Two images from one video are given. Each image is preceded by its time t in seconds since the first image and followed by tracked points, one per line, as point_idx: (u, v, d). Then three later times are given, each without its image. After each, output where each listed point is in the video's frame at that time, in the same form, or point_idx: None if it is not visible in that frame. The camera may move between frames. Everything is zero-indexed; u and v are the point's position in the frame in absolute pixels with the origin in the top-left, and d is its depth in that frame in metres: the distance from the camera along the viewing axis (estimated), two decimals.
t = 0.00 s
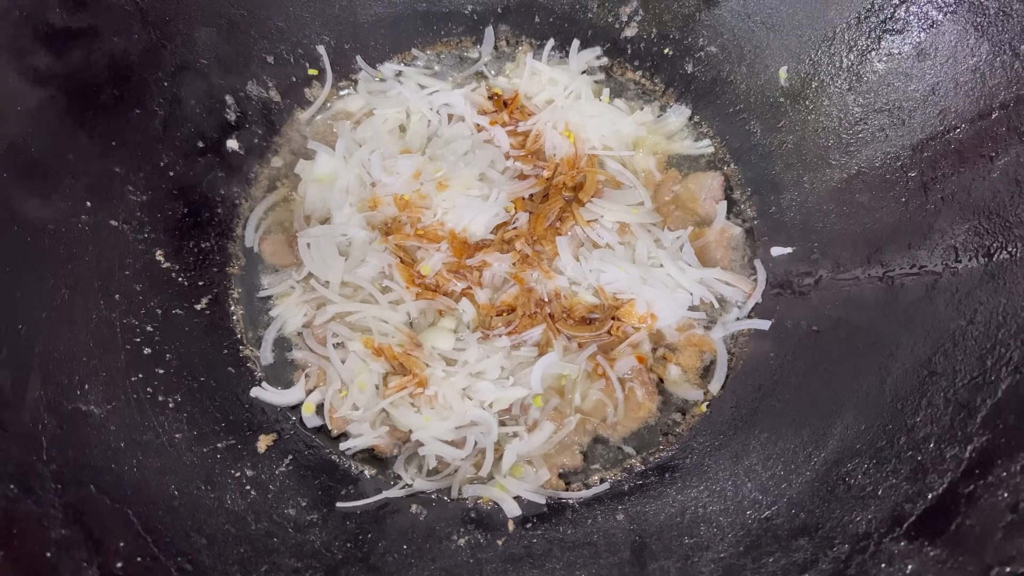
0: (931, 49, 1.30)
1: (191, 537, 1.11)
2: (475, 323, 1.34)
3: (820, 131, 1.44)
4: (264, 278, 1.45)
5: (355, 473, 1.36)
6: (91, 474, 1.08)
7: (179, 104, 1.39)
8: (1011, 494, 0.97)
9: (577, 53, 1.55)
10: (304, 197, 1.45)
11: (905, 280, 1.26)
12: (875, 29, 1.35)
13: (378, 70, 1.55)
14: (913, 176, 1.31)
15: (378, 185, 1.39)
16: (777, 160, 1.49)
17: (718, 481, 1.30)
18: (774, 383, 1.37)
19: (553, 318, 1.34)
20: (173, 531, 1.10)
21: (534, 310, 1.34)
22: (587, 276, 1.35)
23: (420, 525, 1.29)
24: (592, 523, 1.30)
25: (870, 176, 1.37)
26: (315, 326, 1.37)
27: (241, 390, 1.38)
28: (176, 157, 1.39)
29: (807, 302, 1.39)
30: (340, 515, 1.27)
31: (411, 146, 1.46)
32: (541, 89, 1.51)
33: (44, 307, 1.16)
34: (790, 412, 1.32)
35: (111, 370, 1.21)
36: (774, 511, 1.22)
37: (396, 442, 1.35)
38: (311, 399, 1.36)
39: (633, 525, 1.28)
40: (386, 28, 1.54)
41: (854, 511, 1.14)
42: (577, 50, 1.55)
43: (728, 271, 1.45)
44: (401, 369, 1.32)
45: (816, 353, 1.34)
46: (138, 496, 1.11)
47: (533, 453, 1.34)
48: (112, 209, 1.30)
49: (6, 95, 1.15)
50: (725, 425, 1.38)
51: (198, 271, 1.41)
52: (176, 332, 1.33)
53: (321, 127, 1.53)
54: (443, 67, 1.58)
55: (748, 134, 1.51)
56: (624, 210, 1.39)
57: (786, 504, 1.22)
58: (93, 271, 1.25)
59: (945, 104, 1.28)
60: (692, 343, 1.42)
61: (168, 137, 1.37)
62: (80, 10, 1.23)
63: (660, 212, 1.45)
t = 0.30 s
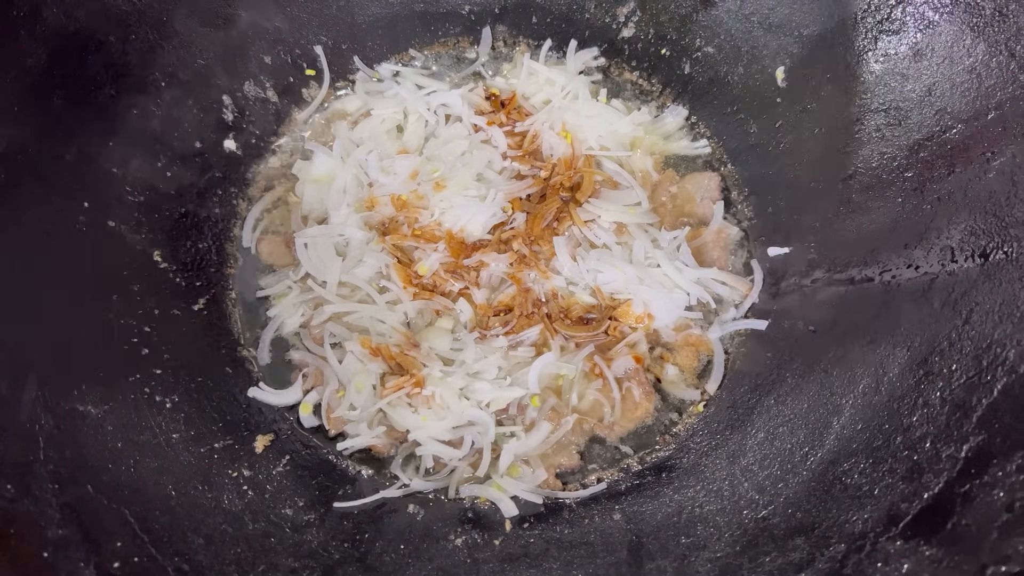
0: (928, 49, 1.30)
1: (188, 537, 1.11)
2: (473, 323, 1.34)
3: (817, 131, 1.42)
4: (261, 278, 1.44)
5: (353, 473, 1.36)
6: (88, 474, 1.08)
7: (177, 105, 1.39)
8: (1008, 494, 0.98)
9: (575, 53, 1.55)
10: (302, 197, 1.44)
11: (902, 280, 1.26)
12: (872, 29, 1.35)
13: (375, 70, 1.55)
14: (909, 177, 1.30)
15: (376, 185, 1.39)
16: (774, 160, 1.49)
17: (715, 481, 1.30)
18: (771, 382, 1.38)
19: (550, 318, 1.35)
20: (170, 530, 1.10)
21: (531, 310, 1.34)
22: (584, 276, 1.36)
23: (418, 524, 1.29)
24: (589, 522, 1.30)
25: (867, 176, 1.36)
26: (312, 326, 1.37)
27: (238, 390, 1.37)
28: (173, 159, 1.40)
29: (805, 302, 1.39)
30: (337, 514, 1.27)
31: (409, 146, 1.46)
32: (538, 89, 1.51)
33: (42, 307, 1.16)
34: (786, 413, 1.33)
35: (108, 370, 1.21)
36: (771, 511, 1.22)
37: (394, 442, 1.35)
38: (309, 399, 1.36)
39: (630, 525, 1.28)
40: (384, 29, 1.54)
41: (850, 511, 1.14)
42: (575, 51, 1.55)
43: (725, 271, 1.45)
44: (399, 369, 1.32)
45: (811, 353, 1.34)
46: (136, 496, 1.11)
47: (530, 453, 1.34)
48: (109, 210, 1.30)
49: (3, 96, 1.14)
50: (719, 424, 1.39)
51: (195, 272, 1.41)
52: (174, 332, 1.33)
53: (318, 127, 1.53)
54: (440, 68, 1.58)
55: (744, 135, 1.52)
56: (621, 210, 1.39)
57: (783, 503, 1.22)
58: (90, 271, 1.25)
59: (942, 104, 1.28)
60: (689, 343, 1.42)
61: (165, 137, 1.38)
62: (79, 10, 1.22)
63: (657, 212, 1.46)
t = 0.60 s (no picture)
0: (925, 50, 1.30)
1: (186, 538, 1.11)
2: (470, 323, 1.34)
3: (814, 133, 1.45)
4: (259, 279, 1.44)
5: (351, 474, 1.35)
6: (85, 476, 1.08)
7: (174, 105, 1.39)
8: (1004, 494, 0.98)
9: (571, 54, 1.55)
10: (300, 198, 1.45)
11: (898, 281, 1.27)
12: (869, 30, 1.37)
13: (372, 72, 1.55)
14: (906, 178, 1.31)
15: (373, 186, 1.39)
16: (771, 161, 1.49)
17: (713, 482, 1.30)
18: (768, 382, 1.38)
19: (548, 319, 1.35)
20: (167, 532, 1.10)
21: (529, 310, 1.34)
22: (582, 278, 1.36)
23: (415, 527, 1.28)
24: (587, 524, 1.30)
25: (864, 177, 1.37)
26: (311, 327, 1.38)
27: (235, 392, 1.37)
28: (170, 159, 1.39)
29: (802, 303, 1.39)
30: (335, 516, 1.27)
31: (406, 147, 1.45)
32: (536, 90, 1.51)
33: (39, 309, 1.16)
34: (784, 414, 1.32)
35: (106, 372, 1.21)
36: (768, 512, 1.22)
37: (391, 443, 1.34)
38: (306, 399, 1.37)
39: (628, 526, 1.28)
40: (381, 30, 1.55)
41: (847, 512, 1.14)
42: (572, 52, 1.55)
43: (722, 273, 1.45)
44: (396, 370, 1.32)
45: (809, 352, 1.34)
46: (133, 498, 1.11)
47: (528, 454, 1.34)
48: (106, 211, 1.30)
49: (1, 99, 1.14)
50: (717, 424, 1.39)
51: (194, 273, 1.41)
52: (171, 333, 1.33)
53: (314, 127, 1.52)
54: (438, 69, 1.58)
55: (742, 135, 1.52)
56: (618, 212, 1.39)
57: (780, 504, 1.22)
58: (88, 273, 1.25)
59: (939, 105, 1.28)
60: (686, 344, 1.42)
61: (162, 138, 1.38)
62: (76, 12, 1.22)
63: (654, 213, 1.45)
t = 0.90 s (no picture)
0: (924, 51, 1.31)
1: (185, 539, 1.11)
2: (470, 324, 1.34)
3: (813, 133, 1.45)
4: (258, 279, 1.44)
5: (350, 474, 1.36)
6: (84, 477, 1.08)
7: (173, 105, 1.39)
8: (1003, 493, 0.97)
9: (571, 55, 1.56)
10: (299, 198, 1.45)
11: (898, 280, 1.27)
12: (868, 30, 1.37)
13: (371, 72, 1.55)
14: (905, 178, 1.31)
15: (372, 186, 1.39)
16: (770, 161, 1.49)
17: (712, 482, 1.30)
18: (767, 382, 1.39)
19: (547, 319, 1.35)
20: (166, 532, 1.10)
21: (528, 310, 1.34)
22: (581, 278, 1.36)
23: (414, 527, 1.29)
24: (586, 523, 1.30)
25: (863, 177, 1.38)
26: (310, 327, 1.38)
27: (235, 392, 1.37)
28: (169, 159, 1.39)
29: (803, 303, 1.39)
30: (334, 516, 1.28)
31: (405, 148, 1.45)
32: (535, 91, 1.51)
33: (38, 309, 1.16)
34: (783, 413, 1.33)
35: (105, 372, 1.21)
36: (767, 511, 1.22)
37: (390, 444, 1.34)
38: (305, 400, 1.36)
39: (627, 525, 1.28)
40: (380, 30, 1.54)
41: (846, 512, 1.14)
42: (571, 52, 1.56)
43: (722, 273, 1.45)
44: (395, 370, 1.32)
45: (808, 352, 1.35)
46: (132, 498, 1.11)
47: (526, 454, 1.33)
48: (106, 211, 1.30)
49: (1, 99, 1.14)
50: (716, 424, 1.40)
51: (192, 273, 1.41)
52: (170, 334, 1.33)
53: (314, 127, 1.53)
54: (437, 69, 1.58)
55: (741, 135, 1.52)
56: (617, 212, 1.40)
57: (780, 504, 1.22)
58: (87, 273, 1.24)
59: (938, 104, 1.29)
60: (685, 344, 1.42)
61: (161, 138, 1.38)
62: (77, 13, 1.22)
63: (653, 213, 1.45)
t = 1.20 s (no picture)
0: (922, 52, 1.31)
1: (184, 540, 1.11)
2: (468, 324, 1.33)
3: (811, 134, 1.45)
4: (256, 280, 1.44)
5: (348, 475, 1.36)
6: (82, 478, 1.08)
7: (172, 106, 1.39)
8: (1000, 494, 0.98)
9: (570, 56, 1.56)
10: (298, 200, 1.45)
11: (896, 281, 1.27)
12: (866, 31, 1.37)
13: (370, 73, 1.55)
14: (903, 179, 1.31)
15: (371, 188, 1.40)
16: (768, 162, 1.50)
17: (711, 483, 1.30)
18: (765, 383, 1.39)
19: (546, 320, 1.35)
20: (165, 534, 1.10)
21: (526, 311, 1.34)
22: (579, 279, 1.36)
23: (413, 528, 1.29)
24: (584, 524, 1.31)
25: (862, 178, 1.38)
26: (308, 328, 1.37)
27: (233, 393, 1.37)
28: (167, 160, 1.39)
29: (802, 304, 1.39)
30: (332, 517, 1.28)
31: (404, 149, 1.45)
32: (534, 92, 1.51)
33: (37, 310, 1.16)
34: (779, 415, 1.33)
35: (103, 374, 1.21)
36: (766, 512, 1.22)
37: (389, 445, 1.34)
38: (304, 401, 1.36)
39: (625, 526, 1.28)
40: (378, 32, 1.54)
41: (845, 512, 1.14)
42: (570, 53, 1.56)
43: (721, 274, 1.45)
44: (394, 371, 1.32)
45: (807, 353, 1.35)
46: (130, 499, 1.11)
47: (525, 455, 1.33)
48: (104, 212, 1.30)
49: None
50: (715, 426, 1.39)
51: (191, 274, 1.41)
52: (168, 335, 1.33)
53: (313, 129, 1.53)
54: (435, 70, 1.59)
55: (739, 136, 1.52)
56: (616, 213, 1.40)
57: (779, 505, 1.21)
58: (86, 274, 1.24)
59: (936, 106, 1.29)
60: (684, 345, 1.42)
61: (160, 140, 1.38)
62: (74, 14, 1.22)
63: (651, 214, 1.45)
